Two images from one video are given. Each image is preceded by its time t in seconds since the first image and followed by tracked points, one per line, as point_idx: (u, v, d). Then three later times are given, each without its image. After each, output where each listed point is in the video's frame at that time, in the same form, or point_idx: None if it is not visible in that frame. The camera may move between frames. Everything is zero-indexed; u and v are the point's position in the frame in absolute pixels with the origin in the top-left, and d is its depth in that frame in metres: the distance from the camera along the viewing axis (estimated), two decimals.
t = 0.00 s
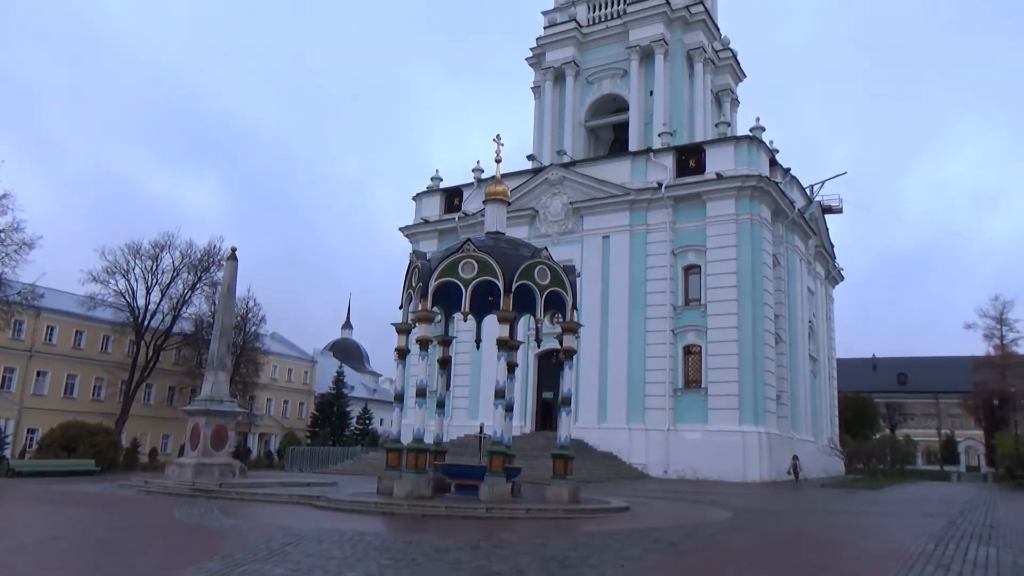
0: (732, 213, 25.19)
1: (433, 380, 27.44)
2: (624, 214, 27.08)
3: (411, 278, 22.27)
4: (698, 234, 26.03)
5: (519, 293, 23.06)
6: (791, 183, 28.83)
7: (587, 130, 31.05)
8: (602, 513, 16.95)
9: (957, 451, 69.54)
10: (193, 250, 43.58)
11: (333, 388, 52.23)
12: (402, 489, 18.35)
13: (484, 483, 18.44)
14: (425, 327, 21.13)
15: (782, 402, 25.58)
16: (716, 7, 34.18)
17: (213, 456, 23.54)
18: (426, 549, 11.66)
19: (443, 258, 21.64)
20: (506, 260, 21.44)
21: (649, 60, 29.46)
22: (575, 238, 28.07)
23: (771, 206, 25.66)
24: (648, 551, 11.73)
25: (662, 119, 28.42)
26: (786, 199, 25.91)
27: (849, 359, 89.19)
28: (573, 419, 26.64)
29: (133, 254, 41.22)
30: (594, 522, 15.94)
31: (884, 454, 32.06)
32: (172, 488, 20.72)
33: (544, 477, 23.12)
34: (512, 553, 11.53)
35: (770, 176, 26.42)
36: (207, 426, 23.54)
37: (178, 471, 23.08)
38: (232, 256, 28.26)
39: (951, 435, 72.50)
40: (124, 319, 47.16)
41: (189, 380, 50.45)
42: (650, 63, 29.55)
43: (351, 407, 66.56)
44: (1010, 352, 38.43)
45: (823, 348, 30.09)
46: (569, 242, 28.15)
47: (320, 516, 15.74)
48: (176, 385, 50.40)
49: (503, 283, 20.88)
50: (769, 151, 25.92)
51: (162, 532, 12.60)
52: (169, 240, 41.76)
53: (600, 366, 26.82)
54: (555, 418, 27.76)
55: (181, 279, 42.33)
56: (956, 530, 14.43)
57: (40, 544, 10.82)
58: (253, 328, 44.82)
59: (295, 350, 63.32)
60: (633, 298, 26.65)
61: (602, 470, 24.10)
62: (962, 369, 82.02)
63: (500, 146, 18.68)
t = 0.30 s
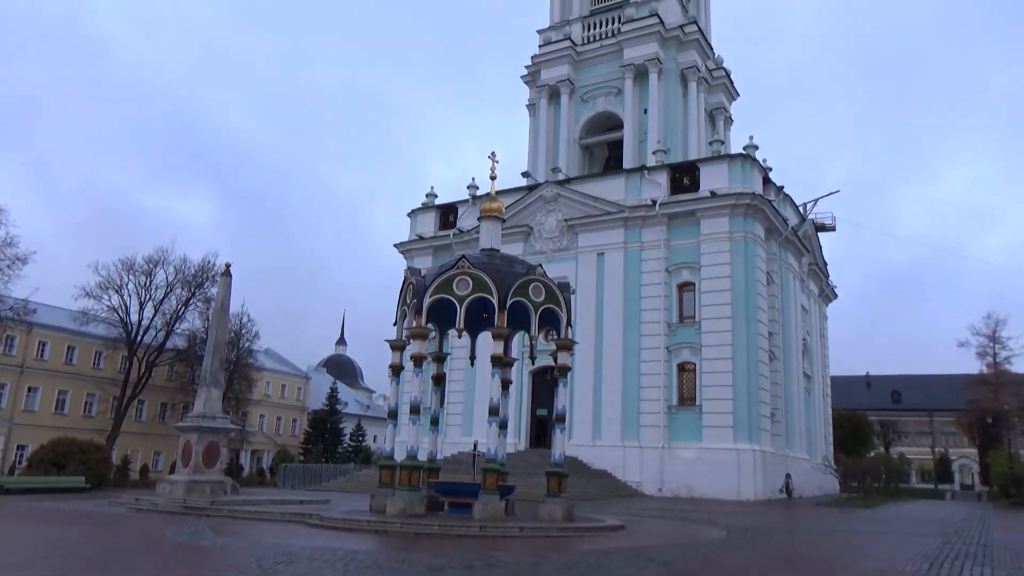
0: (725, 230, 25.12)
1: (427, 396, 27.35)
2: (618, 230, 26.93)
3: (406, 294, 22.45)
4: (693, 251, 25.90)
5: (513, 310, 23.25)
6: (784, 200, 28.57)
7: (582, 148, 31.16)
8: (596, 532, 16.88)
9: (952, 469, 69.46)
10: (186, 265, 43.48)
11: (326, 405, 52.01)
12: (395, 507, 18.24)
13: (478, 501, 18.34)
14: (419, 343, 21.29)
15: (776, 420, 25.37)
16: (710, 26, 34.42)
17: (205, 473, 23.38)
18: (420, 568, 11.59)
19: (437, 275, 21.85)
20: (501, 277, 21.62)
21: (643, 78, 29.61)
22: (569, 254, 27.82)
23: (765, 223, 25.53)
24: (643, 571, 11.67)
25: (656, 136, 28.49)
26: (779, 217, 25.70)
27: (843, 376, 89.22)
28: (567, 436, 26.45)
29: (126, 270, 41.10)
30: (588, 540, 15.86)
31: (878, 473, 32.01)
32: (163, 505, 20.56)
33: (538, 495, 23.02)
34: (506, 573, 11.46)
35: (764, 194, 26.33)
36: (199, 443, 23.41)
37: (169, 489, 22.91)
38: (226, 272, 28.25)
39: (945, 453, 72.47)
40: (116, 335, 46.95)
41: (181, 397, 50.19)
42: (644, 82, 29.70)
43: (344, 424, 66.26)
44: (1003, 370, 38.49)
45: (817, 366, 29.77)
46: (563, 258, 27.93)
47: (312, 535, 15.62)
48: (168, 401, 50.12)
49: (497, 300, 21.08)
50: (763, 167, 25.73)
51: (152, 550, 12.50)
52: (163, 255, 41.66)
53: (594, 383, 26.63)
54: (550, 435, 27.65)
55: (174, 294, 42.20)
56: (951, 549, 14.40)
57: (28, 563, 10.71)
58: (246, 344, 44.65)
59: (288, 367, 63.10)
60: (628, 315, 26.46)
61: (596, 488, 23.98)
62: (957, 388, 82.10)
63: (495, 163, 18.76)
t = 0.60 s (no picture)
0: (719, 251, 25.17)
1: (420, 416, 27.24)
2: (613, 250, 26.89)
3: (400, 312, 22.55)
4: (687, 271, 25.91)
5: (507, 330, 23.34)
6: (777, 221, 28.54)
7: (576, 168, 31.26)
8: (589, 553, 16.79)
9: (946, 491, 69.38)
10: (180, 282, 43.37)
11: (318, 423, 51.73)
12: (386, 528, 18.12)
13: (470, 522, 18.23)
14: (413, 362, 21.38)
15: (769, 440, 25.29)
16: (703, 50, 34.73)
17: (195, 492, 23.19)
18: None
19: (431, 293, 21.95)
20: (495, 296, 21.74)
21: (638, 99, 29.80)
22: (563, 274, 27.80)
23: (758, 244, 25.57)
24: None
25: (650, 157, 28.63)
26: (772, 238, 25.75)
27: (837, 398, 89.32)
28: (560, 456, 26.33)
29: (119, 287, 40.96)
30: (581, 562, 15.78)
31: (872, 494, 31.95)
32: (152, 525, 20.38)
33: (530, 515, 22.90)
34: None
35: (757, 215, 26.43)
36: (189, 462, 23.25)
37: (158, 508, 22.71)
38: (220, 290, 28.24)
39: (938, 475, 72.46)
40: (107, 352, 46.68)
41: (172, 415, 49.90)
42: (639, 103, 29.89)
43: (336, 443, 65.90)
44: (995, 392, 38.57)
45: (811, 387, 29.54)
46: (557, 277, 27.90)
47: (303, 555, 15.51)
48: (159, 419, 49.78)
49: (491, 319, 21.19)
50: (757, 190, 25.86)
51: (141, 571, 12.39)
52: (156, 272, 41.57)
53: (587, 402, 26.51)
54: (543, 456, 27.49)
55: (167, 311, 42.06)
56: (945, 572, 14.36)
57: None
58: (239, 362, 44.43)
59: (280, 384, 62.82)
60: (621, 335, 26.39)
61: (589, 509, 23.85)
62: (950, 409, 82.21)
63: (491, 184, 18.89)
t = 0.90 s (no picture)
0: (707, 267, 25.11)
1: (406, 433, 26.91)
2: (600, 266, 26.77)
3: (386, 328, 22.39)
4: (675, 288, 25.80)
5: (494, 348, 23.19)
6: (765, 237, 28.52)
7: (565, 184, 31.20)
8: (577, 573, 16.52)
9: (935, 510, 69.41)
10: (162, 297, 42.87)
11: (302, 441, 51.12)
12: (370, 547, 17.78)
13: (455, 541, 17.92)
14: (399, 378, 21.25)
15: (757, 458, 25.14)
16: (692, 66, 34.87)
17: (175, 511, 22.74)
18: None
19: (418, 310, 21.80)
20: (482, 312, 21.59)
21: (626, 116, 29.88)
22: (551, 290, 27.62)
23: (746, 261, 25.54)
24: None
25: (638, 173, 28.63)
26: (760, 255, 25.71)
27: (824, 415, 89.59)
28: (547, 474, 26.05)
29: (100, 301, 40.44)
30: None
31: (860, 512, 31.82)
32: (131, 546, 19.93)
33: (516, 534, 22.60)
34: None
35: (745, 232, 26.42)
36: (170, 480, 22.81)
37: (138, 527, 22.24)
38: (204, 306, 27.91)
39: (926, 493, 72.60)
40: (87, 368, 46.01)
41: (153, 432, 49.21)
42: (627, 119, 29.94)
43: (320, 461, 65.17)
44: (981, 409, 38.65)
45: (799, 404, 29.36)
46: (545, 293, 27.71)
47: None
48: (139, 436, 49.08)
49: (477, 336, 21.05)
50: (745, 207, 25.88)
51: None
52: (138, 287, 41.10)
53: (575, 419, 26.26)
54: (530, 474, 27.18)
55: (149, 326, 41.53)
56: None
57: None
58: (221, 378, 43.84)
59: (264, 401, 62.22)
60: (609, 351, 26.21)
61: (576, 528, 23.57)
62: (938, 429, 82.53)
63: (477, 200, 18.84)
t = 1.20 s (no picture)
0: (699, 282, 24.11)
1: (383, 459, 25.46)
2: (588, 282, 25.66)
3: (362, 347, 21.13)
4: (666, 304, 24.73)
5: (476, 367, 21.95)
6: (759, 252, 27.57)
7: (550, 196, 30.14)
8: None
9: (938, 535, 68.35)
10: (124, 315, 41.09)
11: (272, 468, 49.22)
12: None
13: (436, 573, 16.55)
14: (375, 401, 19.99)
15: (752, 483, 23.98)
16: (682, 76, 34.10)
17: (134, 544, 21.08)
18: None
19: (396, 327, 20.55)
20: (465, 329, 20.36)
21: (614, 125, 28.95)
22: (536, 307, 26.44)
23: (740, 276, 24.55)
24: None
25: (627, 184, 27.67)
26: (754, 270, 24.75)
27: (824, 436, 89.10)
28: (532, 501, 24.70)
29: (58, 319, 38.61)
30: None
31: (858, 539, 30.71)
32: None
33: (500, 565, 21.22)
34: None
35: (738, 246, 25.49)
36: (130, 510, 21.16)
37: (92, 561, 20.55)
38: (169, 324, 26.39)
39: (928, 518, 71.48)
40: (43, 391, 44.00)
41: (112, 459, 47.15)
42: (615, 129, 29.03)
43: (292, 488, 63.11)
44: (985, 430, 38.02)
45: (795, 425, 28.26)
46: (530, 310, 26.52)
47: None
48: (98, 463, 47.00)
49: (459, 354, 19.83)
50: (737, 220, 24.96)
51: None
52: (98, 304, 39.30)
53: (561, 442, 24.97)
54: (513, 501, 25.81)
55: (110, 346, 39.71)
56: None
57: None
58: (186, 401, 41.95)
59: (232, 426, 60.23)
60: (597, 371, 25.02)
61: (563, 558, 22.22)
62: (940, 451, 81.88)
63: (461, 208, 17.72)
